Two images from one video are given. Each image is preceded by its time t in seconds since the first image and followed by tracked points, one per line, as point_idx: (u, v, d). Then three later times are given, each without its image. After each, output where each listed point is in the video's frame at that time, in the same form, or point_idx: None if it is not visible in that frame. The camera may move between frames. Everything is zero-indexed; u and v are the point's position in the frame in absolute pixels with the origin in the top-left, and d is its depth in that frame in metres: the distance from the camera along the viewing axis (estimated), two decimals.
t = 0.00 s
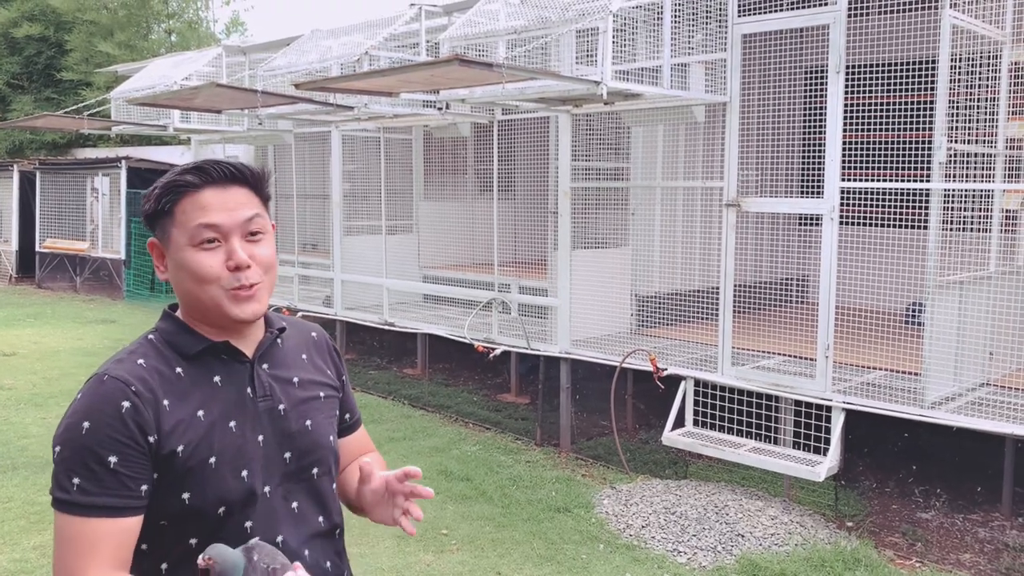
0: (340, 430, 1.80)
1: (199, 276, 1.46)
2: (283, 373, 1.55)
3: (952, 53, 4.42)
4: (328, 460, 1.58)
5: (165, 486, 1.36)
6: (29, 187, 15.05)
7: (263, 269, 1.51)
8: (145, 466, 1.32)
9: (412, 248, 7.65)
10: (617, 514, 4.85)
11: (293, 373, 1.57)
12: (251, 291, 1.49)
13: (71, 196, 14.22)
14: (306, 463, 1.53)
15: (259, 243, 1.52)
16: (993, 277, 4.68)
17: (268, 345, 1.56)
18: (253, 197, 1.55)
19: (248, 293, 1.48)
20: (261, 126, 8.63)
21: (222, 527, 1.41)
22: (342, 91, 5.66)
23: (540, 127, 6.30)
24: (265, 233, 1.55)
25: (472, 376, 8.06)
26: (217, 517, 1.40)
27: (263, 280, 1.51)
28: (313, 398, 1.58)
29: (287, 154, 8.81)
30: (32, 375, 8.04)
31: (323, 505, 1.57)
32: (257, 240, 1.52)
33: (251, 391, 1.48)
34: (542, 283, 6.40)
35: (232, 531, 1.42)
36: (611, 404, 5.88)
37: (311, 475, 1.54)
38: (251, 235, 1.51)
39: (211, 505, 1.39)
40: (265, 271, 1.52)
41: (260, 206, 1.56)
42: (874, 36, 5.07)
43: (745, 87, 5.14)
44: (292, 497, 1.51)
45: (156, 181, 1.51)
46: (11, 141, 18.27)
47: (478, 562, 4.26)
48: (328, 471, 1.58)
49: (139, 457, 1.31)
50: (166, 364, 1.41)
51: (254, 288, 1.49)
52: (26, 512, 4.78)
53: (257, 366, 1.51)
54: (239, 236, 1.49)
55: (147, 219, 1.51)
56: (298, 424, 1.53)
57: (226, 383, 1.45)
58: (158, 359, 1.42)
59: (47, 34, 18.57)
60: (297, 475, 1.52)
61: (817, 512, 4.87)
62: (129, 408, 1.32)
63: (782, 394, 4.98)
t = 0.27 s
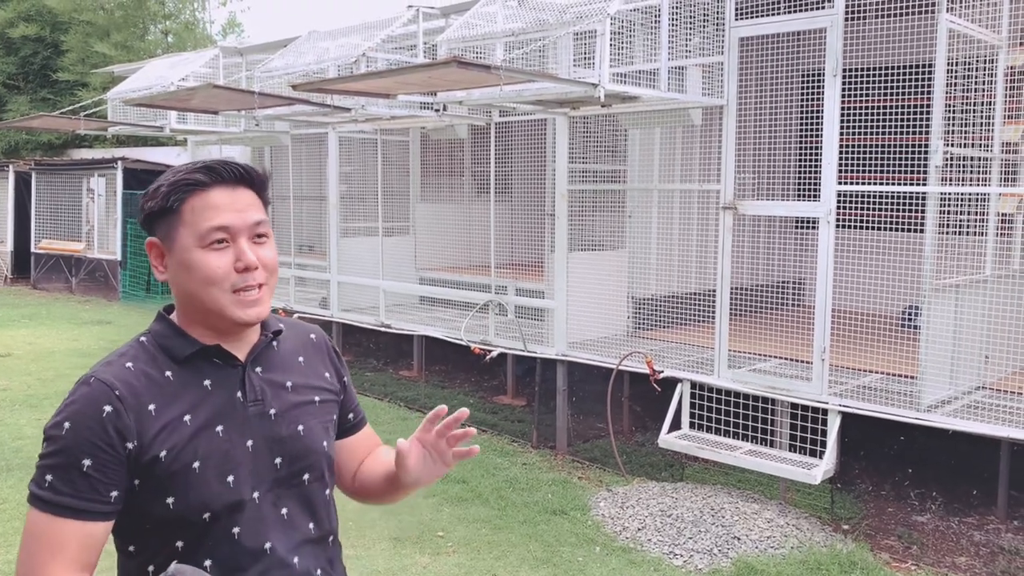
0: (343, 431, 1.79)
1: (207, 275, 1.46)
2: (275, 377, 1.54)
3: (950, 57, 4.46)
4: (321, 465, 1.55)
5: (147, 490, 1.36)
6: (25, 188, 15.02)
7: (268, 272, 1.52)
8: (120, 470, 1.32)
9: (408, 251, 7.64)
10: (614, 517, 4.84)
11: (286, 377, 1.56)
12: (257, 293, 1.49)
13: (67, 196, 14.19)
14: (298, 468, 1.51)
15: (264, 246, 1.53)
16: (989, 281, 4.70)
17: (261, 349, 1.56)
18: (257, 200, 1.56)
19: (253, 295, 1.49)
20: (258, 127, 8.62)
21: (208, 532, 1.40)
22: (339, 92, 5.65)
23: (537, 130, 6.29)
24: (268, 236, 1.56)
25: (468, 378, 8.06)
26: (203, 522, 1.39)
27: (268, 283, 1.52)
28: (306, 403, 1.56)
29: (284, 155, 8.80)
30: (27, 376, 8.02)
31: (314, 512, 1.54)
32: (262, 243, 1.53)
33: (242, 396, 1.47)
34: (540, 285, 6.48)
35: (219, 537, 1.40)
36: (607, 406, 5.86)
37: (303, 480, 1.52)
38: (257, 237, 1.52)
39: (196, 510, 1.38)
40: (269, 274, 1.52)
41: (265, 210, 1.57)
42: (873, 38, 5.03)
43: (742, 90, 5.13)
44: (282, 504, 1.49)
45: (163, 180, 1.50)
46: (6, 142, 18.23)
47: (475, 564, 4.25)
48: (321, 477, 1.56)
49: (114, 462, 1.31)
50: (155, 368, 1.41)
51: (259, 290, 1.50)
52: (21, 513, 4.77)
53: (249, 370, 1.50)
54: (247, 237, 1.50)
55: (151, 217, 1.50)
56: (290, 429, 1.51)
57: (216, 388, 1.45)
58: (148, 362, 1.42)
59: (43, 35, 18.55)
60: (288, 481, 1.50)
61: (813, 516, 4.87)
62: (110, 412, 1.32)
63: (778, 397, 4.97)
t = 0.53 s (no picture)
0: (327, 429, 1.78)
1: (226, 272, 1.46)
2: (261, 379, 1.54)
3: (945, 59, 4.48)
4: (305, 468, 1.55)
5: (130, 494, 1.35)
6: (20, 188, 14.98)
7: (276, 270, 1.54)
8: (103, 473, 1.31)
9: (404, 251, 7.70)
10: (610, 517, 4.84)
11: (272, 379, 1.55)
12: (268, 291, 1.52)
13: (62, 197, 14.15)
14: (282, 472, 1.51)
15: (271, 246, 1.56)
16: (984, 282, 4.70)
17: (247, 350, 1.55)
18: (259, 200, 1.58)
19: (265, 293, 1.51)
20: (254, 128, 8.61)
21: (193, 536, 1.39)
22: (336, 93, 5.64)
23: (533, 130, 6.27)
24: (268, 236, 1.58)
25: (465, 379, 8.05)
26: (187, 526, 1.38)
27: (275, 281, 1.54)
28: (291, 406, 1.56)
29: (280, 156, 8.79)
30: (21, 377, 8.00)
31: (298, 515, 1.54)
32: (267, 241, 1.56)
33: (227, 398, 1.47)
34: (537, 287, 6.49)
35: (203, 541, 1.40)
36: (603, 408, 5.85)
37: (286, 483, 1.52)
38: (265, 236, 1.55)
39: (180, 514, 1.37)
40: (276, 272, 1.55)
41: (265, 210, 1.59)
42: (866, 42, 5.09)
43: (739, 92, 5.12)
44: (266, 507, 1.48)
45: (172, 175, 1.48)
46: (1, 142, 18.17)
47: (471, 565, 4.25)
48: (305, 480, 1.56)
49: (98, 465, 1.30)
50: (139, 369, 1.40)
51: (270, 288, 1.52)
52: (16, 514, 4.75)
53: (235, 373, 1.50)
54: (259, 236, 1.52)
55: (159, 212, 1.47)
56: (275, 432, 1.50)
57: (201, 390, 1.44)
58: (133, 364, 1.41)
59: (38, 35, 18.51)
60: (273, 484, 1.50)
61: (809, 516, 4.88)
62: (93, 415, 1.31)
63: (774, 398, 4.97)
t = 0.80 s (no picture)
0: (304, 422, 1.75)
1: (219, 274, 1.45)
2: (244, 380, 1.53)
3: (941, 58, 4.47)
4: (289, 468, 1.56)
5: (116, 502, 1.34)
6: (16, 189, 14.95)
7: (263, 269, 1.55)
8: (88, 482, 1.30)
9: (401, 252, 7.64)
10: (607, 517, 4.84)
11: (254, 379, 1.55)
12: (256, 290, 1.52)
13: (57, 197, 14.12)
14: (267, 472, 1.51)
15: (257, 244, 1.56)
16: (981, 281, 4.71)
17: (228, 350, 1.54)
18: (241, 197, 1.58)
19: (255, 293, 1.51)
20: (250, 128, 8.61)
21: (180, 541, 1.39)
22: (333, 93, 5.64)
23: (529, 130, 6.28)
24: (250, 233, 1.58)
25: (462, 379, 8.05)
26: (174, 532, 1.38)
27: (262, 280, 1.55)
28: (274, 406, 1.55)
29: (276, 156, 8.78)
30: (18, 378, 7.98)
31: (284, 514, 1.55)
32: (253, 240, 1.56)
33: (211, 401, 1.46)
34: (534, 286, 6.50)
35: (191, 545, 1.40)
36: (602, 406, 5.88)
37: (271, 484, 1.52)
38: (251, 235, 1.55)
39: (168, 520, 1.37)
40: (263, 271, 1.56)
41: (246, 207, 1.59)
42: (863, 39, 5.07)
43: (735, 91, 5.15)
44: (252, 509, 1.49)
45: (160, 175, 1.46)
46: None
47: (468, 565, 4.25)
48: (289, 478, 1.56)
49: (83, 475, 1.29)
50: (121, 375, 1.38)
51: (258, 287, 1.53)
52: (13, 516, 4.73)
53: (219, 374, 1.49)
54: (246, 236, 1.52)
55: (148, 213, 1.44)
56: (259, 433, 1.50)
57: (185, 395, 1.43)
58: (115, 369, 1.39)
59: (33, 35, 18.47)
60: (258, 484, 1.50)
61: (807, 515, 4.88)
62: (77, 424, 1.29)
63: (771, 396, 4.99)
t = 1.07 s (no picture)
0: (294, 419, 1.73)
1: (189, 286, 1.43)
2: (231, 380, 1.53)
3: (939, 55, 4.46)
4: (279, 467, 1.56)
5: (106, 507, 1.33)
6: (16, 190, 14.95)
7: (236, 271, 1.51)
8: (77, 489, 1.29)
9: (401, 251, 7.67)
10: (608, 515, 4.85)
11: (242, 379, 1.55)
12: (232, 294, 1.49)
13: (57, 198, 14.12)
14: (257, 472, 1.52)
15: (227, 246, 1.52)
16: (980, 277, 4.71)
17: (215, 351, 1.54)
18: (206, 199, 1.53)
19: (230, 297, 1.49)
20: (249, 128, 8.60)
21: (171, 544, 1.39)
22: (332, 92, 5.64)
23: (528, 129, 6.31)
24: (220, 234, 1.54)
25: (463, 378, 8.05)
26: (165, 535, 1.38)
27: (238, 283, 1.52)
28: (262, 405, 1.55)
29: (275, 156, 8.78)
30: (19, 379, 7.98)
31: (275, 513, 1.55)
32: (222, 242, 1.52)
33: (199, 403, 1.46)
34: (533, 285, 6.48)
35: (184, 547, 1.40)
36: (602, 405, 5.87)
37: (262, 483, 1.53)
38: (219, 238, 1.50)
39: (159, 523, 1.37)
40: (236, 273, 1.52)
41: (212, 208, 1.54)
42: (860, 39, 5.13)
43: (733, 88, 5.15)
44: (244, 509, 1.49)
45: (115, 191, 1.41)
46: None
47: (469, 564, 4.25)
48: (280, 477, 1.57)
49: (71, 482, 1.28)
50: (107, 379, 1.38)
51: (234, 291, 1.50)
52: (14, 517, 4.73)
53: (206, 376, 1.49)
54: (214, 241, 1.48)
55: (108, 233, 1.41)
56: (248, 433, 1.51)
57: (173, 397, 1.43)
58: (100, 374, 1.38)
59: (32, 36, 18.48)
60: (249, 484, 1.50)
61: (807, 513, 4.88)
62: (63, 431, 1.29)
63: (771, 394, 4.98)
